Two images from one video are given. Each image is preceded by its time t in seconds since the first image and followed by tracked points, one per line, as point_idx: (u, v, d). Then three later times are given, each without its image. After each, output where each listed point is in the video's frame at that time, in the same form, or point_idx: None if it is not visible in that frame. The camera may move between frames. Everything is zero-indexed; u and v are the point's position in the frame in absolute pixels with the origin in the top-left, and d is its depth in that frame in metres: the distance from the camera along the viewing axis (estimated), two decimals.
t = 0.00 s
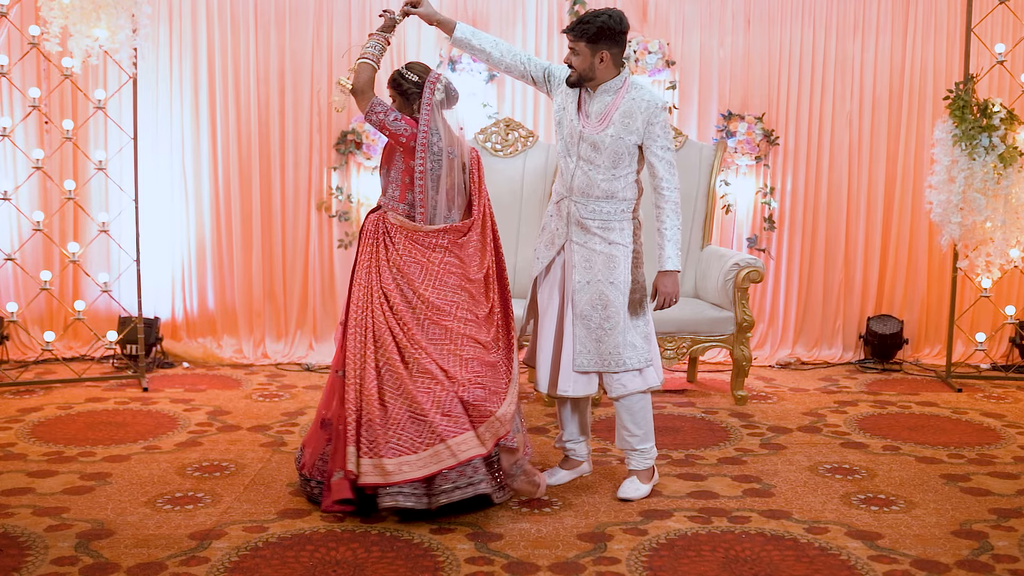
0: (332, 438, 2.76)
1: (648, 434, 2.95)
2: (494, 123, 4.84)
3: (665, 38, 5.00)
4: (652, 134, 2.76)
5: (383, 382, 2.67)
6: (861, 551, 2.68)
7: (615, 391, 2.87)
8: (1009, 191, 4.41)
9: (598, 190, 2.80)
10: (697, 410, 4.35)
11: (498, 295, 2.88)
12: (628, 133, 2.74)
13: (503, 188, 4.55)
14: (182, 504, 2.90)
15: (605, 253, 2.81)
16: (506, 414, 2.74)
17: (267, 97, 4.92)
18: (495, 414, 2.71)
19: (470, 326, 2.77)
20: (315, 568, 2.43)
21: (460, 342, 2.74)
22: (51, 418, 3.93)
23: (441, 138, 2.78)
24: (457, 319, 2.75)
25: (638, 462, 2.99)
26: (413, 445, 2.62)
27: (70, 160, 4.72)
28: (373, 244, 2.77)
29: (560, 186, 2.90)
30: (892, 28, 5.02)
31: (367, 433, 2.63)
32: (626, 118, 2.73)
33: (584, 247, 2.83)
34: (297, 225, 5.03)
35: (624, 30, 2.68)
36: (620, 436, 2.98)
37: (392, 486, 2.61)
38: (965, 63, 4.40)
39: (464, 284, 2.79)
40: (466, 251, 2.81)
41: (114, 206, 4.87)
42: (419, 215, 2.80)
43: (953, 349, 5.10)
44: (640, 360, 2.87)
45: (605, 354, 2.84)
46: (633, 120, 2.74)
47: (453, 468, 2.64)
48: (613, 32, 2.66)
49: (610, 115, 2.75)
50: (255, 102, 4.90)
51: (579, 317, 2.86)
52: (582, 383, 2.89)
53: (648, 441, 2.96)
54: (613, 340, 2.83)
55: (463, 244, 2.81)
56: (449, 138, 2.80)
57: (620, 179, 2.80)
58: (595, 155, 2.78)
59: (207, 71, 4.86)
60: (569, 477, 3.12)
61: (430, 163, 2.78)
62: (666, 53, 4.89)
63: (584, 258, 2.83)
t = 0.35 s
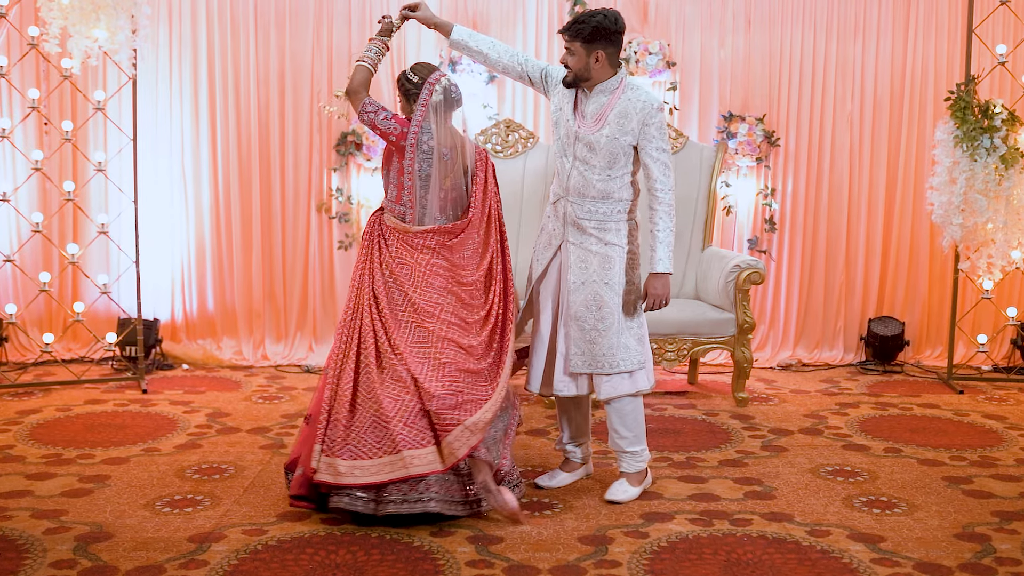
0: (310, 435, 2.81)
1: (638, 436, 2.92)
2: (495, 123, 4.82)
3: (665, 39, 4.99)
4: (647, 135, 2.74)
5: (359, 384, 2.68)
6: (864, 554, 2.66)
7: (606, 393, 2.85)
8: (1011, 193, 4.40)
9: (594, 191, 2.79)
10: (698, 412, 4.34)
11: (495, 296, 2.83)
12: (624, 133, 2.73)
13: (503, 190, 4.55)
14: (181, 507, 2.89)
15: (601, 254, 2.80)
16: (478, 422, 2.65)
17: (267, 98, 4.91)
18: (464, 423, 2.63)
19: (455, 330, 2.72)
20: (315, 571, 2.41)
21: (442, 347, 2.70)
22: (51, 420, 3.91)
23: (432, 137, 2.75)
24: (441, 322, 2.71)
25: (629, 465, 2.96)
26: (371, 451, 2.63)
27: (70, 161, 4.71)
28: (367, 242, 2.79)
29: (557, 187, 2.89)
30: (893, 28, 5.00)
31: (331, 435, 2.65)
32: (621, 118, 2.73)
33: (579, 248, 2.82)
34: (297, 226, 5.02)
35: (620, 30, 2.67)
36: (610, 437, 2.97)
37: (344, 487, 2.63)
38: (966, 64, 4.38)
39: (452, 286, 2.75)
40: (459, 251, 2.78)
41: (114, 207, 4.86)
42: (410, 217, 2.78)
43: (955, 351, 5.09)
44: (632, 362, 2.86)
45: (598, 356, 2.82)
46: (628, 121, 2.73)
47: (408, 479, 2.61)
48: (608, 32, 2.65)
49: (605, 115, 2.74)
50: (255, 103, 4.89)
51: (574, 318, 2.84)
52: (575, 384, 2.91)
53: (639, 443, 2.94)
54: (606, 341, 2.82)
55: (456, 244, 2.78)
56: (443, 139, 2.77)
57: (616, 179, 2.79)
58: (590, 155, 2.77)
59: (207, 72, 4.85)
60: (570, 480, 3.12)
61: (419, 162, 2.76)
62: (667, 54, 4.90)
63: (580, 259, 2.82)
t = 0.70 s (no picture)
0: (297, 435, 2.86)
1: (634, 443, 2.90)
2: (495, 126, 4.81)
3: (666, 42, 4.97)
4: (644, 137, 2.71)
5: (338, 389, 2.72)
6: (867, 560, 2.65)
7: (602, 397, 2.82)
8: (1013, 196, 4.39)
9: (591, 193, 2.78)
10: (700, 416, 4.32)
11: (487, 300, 2.77)
12: (620, 136, 2.71)
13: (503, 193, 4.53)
14: (180, 512, 2.87)
15: (598, 257, 2.79)
16: (445, 430, 2.61)
17: (267, 102, 4.89)
18: (427, 431, 2.60)
19: (434, 335, 2.70)
20: None
21: (419, 352, 2.68)
22: (49, 424, 3.90)
23: (421, 139, 2.73)
24: (420, 327, 2.70)
25: (622, 472, 2.94)
26: (341, 456, 2.65)
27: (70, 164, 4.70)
28: (362, 246, 2.83)
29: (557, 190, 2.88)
30: (895, 31, 4.99)
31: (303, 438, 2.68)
32: (618, 120, 2.71)
33: (577, 251, 2.81)
34: (298, 230, 5.01)
35: (617, 32, 2.66)
36: (606, 443, 2.94)
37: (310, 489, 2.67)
38: (968, 66, 4.37)
39: (434, 291, 2.73)
40: (447, 256, 2.77)
41: (113, 210, 4.84)
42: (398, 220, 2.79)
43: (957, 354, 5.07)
44: (630, 366, 2.85)
45: (595, 360, 2.81)
46: (625, 124, 2.70)
47: (374, 488, 2.64)
48: (606, 34, 2.64)
49: (603, 117, 2.73)
50: (255, 107, 4.88)
51: (570, 322, 2.82)
52: (572, 387, 2.86)
53: (635, 450, 2.91)
54: (604, 345, 2.81)
55: (447, 248, 2.77)
56: (433, 141, 2.75)
57: (613, 182, 2.77)
58: (587, 158, 2.76)
59: (207, 75, 4.84)
60: (571, 484, 3.09)
61: (407, 164, 2.75)
62: (668, 57, 4.89)
63: (578, 262, 2.81)
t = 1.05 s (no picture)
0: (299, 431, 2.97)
1: (637, 451, 2.88)
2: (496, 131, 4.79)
3: (668, 47, 4.95)
4: (642, 142, 2.68)
5: (324, 393, 2.79)
6: (872, 569, 2.62)
7: (602, 404, 2.81)
8: (1016, 202, 4.37)
9: (589, 198, 2.76)
10: (702, 423, 4.30)
11: (468, 307, 2.68)
12: (617, 140, 2.69)
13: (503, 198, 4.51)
14: (178, 521, 2.85)
15: (597, 263, 2.77)
16: (405, 436, 2.56)
17: (266, 107, 4.87)
18: (388, 437, 2.58)
19: (408, 343, 2.66)
20: None
21: (394, 360, 2.66)
22: (47, 431, 3.87)
23: (405, 145, 2.72)
24: (395, 334, 2.67)
25: (624, 480, 2.91)
26: (321, 458, 2.73)
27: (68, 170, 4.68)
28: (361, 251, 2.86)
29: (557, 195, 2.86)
30: (896, 36, 4.97)
31: (288, 440, 2.79)
32: (616, 125, 2.69)
33: (576, 257, 2.78)
34: (297, 235, 4.99)
35: (616, 36, 2.64)
36: (608, 452, 2.92)
37: (289, 488, 2.77)
38: (970, 72, 4.35)
39: (411, 298, 2.70)
40: (430, 263, 2.72)
41: (112, 216, 4.82)
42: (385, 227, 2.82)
43: (960, 361, 5.05)
44: (630, 373, 2.82)
45: (594, 366, 2.78)
46: (622, 128, 2.68)
47: (344, 492, 2.69)
48: (604, 37, 2.63)
49: (600, 121, 2.71)
50: (254, 113, 4.86)
51: (568, 328, 2.79)
52: (570, 394, 2.83)
53: (638, 458, 2.89)
54: (603, 351, 2.79)
55: (431, 255, 2.72)
56: (419, 148, 2.73)
57: (612, 186, 2.75)
58: (584, 162, 2.75)
59: (206, 81, 4.81)
60: (572, 492, 3.06)
61: (391, 169, 2.76)
62: (669, 62, 4.87)
63: (577, 267, 2.78)
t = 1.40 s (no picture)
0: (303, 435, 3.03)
1: (640, 462, 2.85)
2: (496, 138, 4.76)
3: (669, 53, 4.93)
4: (640, 148, 2.64)
5: (310, 397, 2.84)
6: None
7: (602, 415, 2.77)
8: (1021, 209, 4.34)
9: (589, 205, 2.74)
10: (704, 433, 4.26)
11: (446, 318, 2.67)
12: (616, 146, 2.66)
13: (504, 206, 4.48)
14: (176, 532, 2.81)
15: (598, 271, 2.74)
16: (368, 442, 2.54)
17: (266, 114, 4.85)
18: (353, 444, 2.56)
19: (383, 352, 2.68)
20: None
21: (368, 368, 2.68)
22: (45, 441, 3.84)
23: (389, 153, 2.74)
24: (371, 342, 2.70)
25: (627, 491, 2.87)
26: (302, 460, 2.76)
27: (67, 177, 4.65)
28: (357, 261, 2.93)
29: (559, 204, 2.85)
30: (899, 42, 4.95)
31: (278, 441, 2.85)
32: (614, 131, 2.66)
33: (577, 265, 2.76)
34: (298, 243, 4.96)
35: (616, 41, 2.61)
36: (611, 462, 2.89)
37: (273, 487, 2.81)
38: (973, 78, 4.33)
39: (389, 306, 2.72)
40: (410, 274, 2.74)
41: (111, 224, 4.79)
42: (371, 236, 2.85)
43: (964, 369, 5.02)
44: (630, 384, 2.77)
45: (593, 375, 2.75)
46: (620, 134, 2.65)
47: (313, 493, 2.69)
48: (604, 42, 2.60)
49: (600, 128, 2.70)
50: (254, 120, 4.83)
51: (568, 337, 2.77)
52: (571, 404, 2.78)
53: (640, 469, 2.85)
54: (603, 361, 2.75)
55: (410, 266, 2.74)
56: (404, 156, 2.76)
57: (611, 193, 2.72)
58: (584, 169, 2.73)
59: (206, 88, 4.79)
60: (574, 503, 3.02)
61: (376, 177, 2.79)
62: (670, 69, 4.84)
63: (577, 275, 2.76)
